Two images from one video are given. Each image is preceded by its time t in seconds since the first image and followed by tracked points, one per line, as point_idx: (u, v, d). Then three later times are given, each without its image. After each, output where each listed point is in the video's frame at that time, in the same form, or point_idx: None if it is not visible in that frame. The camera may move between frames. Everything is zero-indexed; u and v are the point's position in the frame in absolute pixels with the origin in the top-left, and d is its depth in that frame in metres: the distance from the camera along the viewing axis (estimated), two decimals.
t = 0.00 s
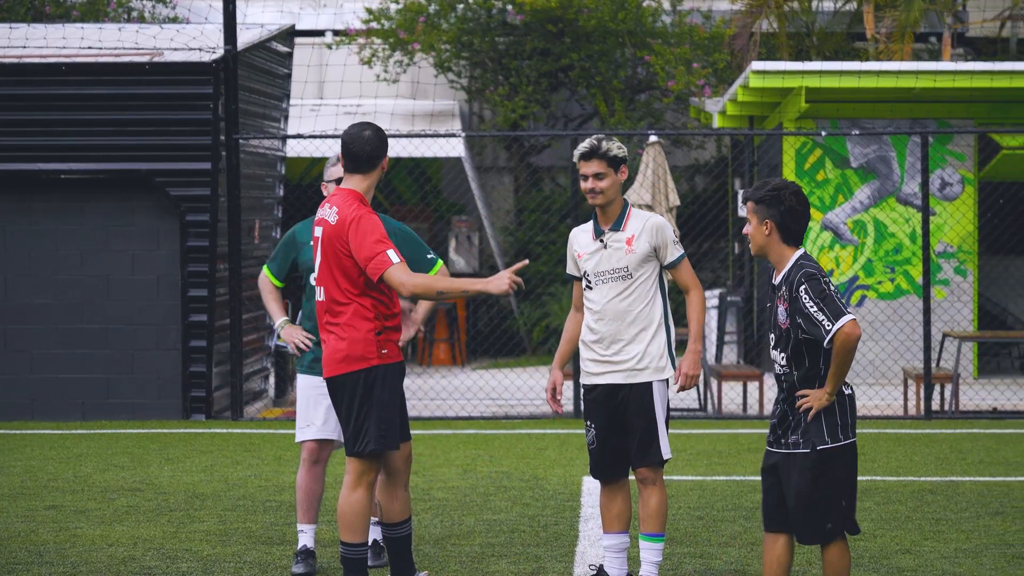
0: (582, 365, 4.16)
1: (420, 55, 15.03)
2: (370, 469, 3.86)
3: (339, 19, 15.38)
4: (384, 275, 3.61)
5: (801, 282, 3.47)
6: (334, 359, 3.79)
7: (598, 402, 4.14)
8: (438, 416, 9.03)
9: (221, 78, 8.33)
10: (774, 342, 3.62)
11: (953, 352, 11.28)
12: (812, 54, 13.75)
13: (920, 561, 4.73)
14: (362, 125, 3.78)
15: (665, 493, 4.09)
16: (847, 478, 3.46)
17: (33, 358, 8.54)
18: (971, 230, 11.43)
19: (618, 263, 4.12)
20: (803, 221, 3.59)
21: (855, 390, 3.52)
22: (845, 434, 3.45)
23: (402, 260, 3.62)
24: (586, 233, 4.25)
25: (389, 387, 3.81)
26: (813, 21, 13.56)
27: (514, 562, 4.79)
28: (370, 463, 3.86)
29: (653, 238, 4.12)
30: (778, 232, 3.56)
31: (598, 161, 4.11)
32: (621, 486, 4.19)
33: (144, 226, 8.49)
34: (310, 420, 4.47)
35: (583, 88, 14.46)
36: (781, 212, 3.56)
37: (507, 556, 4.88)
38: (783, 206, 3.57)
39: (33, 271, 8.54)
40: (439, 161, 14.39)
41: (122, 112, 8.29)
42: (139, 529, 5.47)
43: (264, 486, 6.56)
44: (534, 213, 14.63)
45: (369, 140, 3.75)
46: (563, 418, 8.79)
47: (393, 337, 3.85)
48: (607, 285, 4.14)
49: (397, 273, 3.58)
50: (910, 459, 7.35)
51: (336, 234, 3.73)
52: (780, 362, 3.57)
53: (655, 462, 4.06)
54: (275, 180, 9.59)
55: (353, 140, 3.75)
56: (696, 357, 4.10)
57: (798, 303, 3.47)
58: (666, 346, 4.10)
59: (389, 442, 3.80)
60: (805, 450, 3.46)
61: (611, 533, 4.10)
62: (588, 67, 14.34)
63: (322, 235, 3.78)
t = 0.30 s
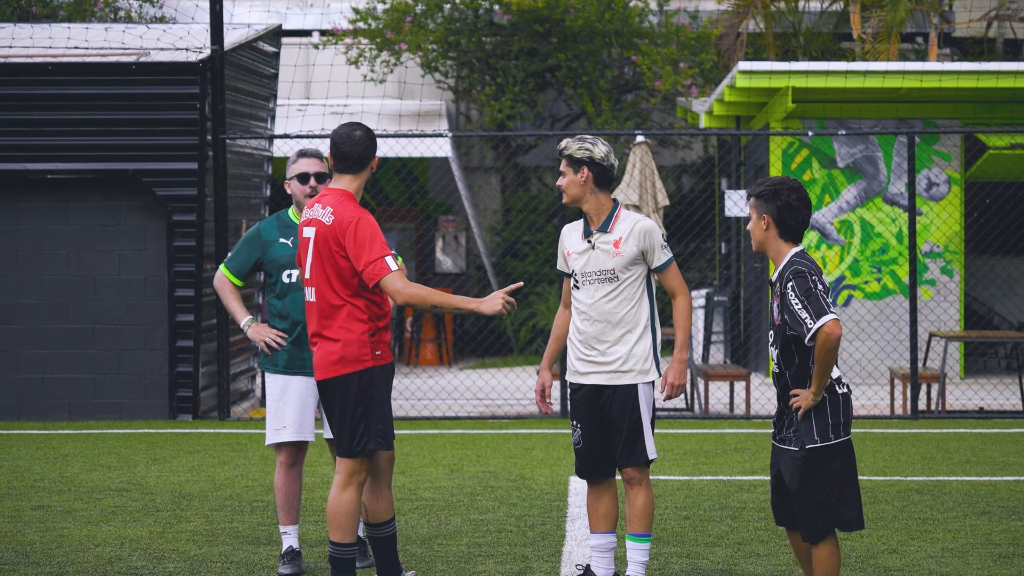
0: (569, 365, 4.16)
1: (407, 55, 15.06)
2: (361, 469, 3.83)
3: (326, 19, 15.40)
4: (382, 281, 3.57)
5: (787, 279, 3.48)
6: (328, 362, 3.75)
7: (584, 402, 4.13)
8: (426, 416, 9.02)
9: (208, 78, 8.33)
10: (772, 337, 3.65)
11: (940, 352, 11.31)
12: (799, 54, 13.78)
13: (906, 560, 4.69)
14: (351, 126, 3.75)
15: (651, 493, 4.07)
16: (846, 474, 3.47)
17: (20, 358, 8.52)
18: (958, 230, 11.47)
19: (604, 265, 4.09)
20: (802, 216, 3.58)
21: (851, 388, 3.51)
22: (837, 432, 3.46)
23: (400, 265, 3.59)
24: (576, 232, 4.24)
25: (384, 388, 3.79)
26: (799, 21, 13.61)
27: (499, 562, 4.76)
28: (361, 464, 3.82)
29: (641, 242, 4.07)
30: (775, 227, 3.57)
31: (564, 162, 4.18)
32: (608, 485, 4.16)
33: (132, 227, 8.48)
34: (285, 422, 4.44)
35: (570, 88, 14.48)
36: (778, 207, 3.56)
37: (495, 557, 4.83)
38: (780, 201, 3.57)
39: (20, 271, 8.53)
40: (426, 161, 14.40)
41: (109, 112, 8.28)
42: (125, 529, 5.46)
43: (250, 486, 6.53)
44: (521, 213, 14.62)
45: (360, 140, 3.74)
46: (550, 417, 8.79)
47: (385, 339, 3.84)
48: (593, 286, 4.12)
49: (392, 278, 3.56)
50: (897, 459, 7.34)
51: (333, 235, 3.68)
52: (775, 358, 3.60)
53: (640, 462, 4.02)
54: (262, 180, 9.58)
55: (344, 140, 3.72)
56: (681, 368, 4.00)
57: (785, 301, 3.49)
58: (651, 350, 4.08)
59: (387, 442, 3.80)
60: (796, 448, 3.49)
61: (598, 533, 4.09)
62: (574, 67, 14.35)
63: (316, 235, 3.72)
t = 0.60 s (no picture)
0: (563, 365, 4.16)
1: (402, 55, 15.08)
2: (357, 469, 3.82)
3: (321, 19, 15.42)
4: (378, 280, 3.56)
5: (788, 279, 3.48)
6: (324, 362, 3.74)
7: (576, 402, 4.14)
8: (421, 416, 9.02)
9: (204, 78, 8.34)
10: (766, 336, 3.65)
11: (935, 352, 11.33)
12: (794, 54, 13.81)
13: (901, 560, 4.69)
14: (346, 126, 3.76)
15: (645, 492, 4.07)
16: (823, 474, 3.49)
17: (16, 358, 8.51)
18: (954, 230, 11.46)
19: (594, 264, 4.09)
20: (807, 219, 3.58)
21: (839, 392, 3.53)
22: (821, 433, 3.48)
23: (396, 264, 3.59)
24: (571, 232, 4.25)
25: (380, 388, 3.79)
26: (794, 21, 13.64)
27: (494, 562, 4.75)
28: (356, 464, 3.82)
29: (629, 241, 4.06)
30: (780, 229, 3.57)
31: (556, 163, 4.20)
32: (603, 485, 4.17)
33: (127, 227, 8.48)
34: (280, 426, 4.45)
35: (565, 87, 14.50)
36: (785, 210, 3.56)
37: (490, 556, 4.83)
38: (786, 204, 3.57)
39: (16, 271, 8.53)
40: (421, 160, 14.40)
41: (104, 112, 8.29)
42: (120, 529, 5.45)
43: (246, 486, 6.53)
44: (517, 213, 14.48)
45: (354, 140, 3.74)
46: (546, 418, 8.80)
47: (381, 340, 3.83)
48: (584, 286, 4.13)
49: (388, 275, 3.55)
50: (893, 459, 7.33)
51: (330, 235, 3.69)
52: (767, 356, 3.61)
53: (633, 462, 4.03)
54: (257, 180, 9.59)
55: (338, 140, 3.73)
56: (673, 366, 4.01)
57: (783, 300, 3.49)
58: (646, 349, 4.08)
59: (382, 443, 3.78)
60: (780, 446, 3.51)
61: (593, 533, 4.10)
62: (570, 67, 14.38)
63: (312, 235, 3.72)
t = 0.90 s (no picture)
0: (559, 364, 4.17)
1: (399, 55, 15.07)
2: (354, 470, 3.82)
3: (318, 19, 15.42)
4: (360, 284, 3.56)
5: (784, 277, 3.49)
6: (318, 362, 3.75)
7: (571, 402, 4.13)
8: (418, 416, 9.02)
9: (200, 78, 8.34)
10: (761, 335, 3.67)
11: (932, 352, 11.35)
12: (791, 54, 13.85)
13: (898, 560, 4.69)
14: (338, 126, 3.75)
15: (642, 492, 4.07)
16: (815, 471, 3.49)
17: (13, 358, 8.51)
18: (950, 230, 11.51)
19: (587, 262, 4.10)
20: (805, 219, 3.60)
21: (833, 390, 3.53)
22: (816, 429, 3.48)
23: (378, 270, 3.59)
24: (566, 231, 4.25)
25: (374, 387, 3.78)
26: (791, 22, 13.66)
27: (491, 562, 4.75)
28: (353, 465, 3.81)
29: (622, 238, 4.06)
30: (778, 229, 3.57)
31: (553, 161, 4.18)
32: (599, 485, 4.17)
33: (124, 226, 8.48)
34: (278, 426, 4.45)
35: (562, 87, 14.51)
36: (783, 211, 3.57)
37: (487, 556, 4.83)
38: (784, 204, 3.58)
39: (12, 271, 8.53)
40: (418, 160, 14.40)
41: (100, 112, 8.28)
42: (117, 529, 5.44)
43: (242, 486, 6.52)
44: (514, 213, 14.66)
45: (346, 139, 3.74)
46: (543, 417, 8.80)
47: (376, 340, 3.82)
48: (578, 284, 4.13)
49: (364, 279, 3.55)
50: (889, 459, 7.33)
51: (324, 233, 3.69)
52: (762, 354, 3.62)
53: (628, 462, 4.02)
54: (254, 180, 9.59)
55: (329, 141, 3.73)
56: (657, 358, 3.97)
57: (779, 298, 3.50)
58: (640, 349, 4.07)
59: (377, 443, 3.77)
60: (774, 443, 3.51)
61: (590, 532, 4.10)
62: (566, 66, 14.40)
63: (308, 233, 3.73)
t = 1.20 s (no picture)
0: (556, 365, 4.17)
1: (397, 55, 15.07)
2: (348, 469, 3.81)
3: (316, 19, 15.39)
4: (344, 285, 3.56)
5: (775, 275, 3.51)
6: (305, 361, 3.75)
7: (569, 402, 4.13)
8: (416, 416, 9.02)
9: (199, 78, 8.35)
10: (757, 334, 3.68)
11: (930, 352, 11.37)
12: (789, 54, 13.88)
13: (896, 560, 4.69)
14: (341, 125, 3.75)
15: (639, 493, 4.07)
16: (809, 470, 3.48)
17: (11, 358, 8.51)
18: (948, 230, 11.55)
19: (586, 261, 4.10)
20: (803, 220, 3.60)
21: (827, 388, 3.52)
22: (808, 427, 3.48)
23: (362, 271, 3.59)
24: (564, 230, 4.25)
25: (363, 388, 3.77)
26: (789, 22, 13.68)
27: (490, 562, 4.75)
28: (347, 464, 3.80)
29: (622, 238, 4.07)
30: (776, 230, 3.57)
31: (556, 160, 4.14)
32: (597, 485, 4.15)
33: (122, 226, 8.48)
34: (284, 426, 4.44)
35: (560, 87, 14.52)
36: (782, 212, 3.57)
37: (486, 557, 4.83)
38: (782, 205, 3.57)
39: (10, 271, 8.53)
40: (417, 160, 14.42)
41: (99, 112, 8.29)
42: (116, 529, 5.44)
43: (241, 486, 6.52)
44: (512, 213, 14.69)
45: (347, 139, 3.73)
46: (541, 417, 8.80)
47: (366, 341, 3.81)
48: (576, 283, 4.13)
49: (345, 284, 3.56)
50: (888, 459, 7.34)
51: (317, 233, 3.69)
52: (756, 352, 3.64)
53: (626, 462, 4.02)
54: (252, 180, 9.59)
55: (329, 140, 3.72)
56: (659, 362, 4.03)
57: (770, 296, 3.52)
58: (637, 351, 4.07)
59: (365, 444, 3.74)
60: (767, 442, 3.52)
61: (588, 533, 4.10)
62: (565, 66, 14.40)
63: (302, 232, 3.74)
